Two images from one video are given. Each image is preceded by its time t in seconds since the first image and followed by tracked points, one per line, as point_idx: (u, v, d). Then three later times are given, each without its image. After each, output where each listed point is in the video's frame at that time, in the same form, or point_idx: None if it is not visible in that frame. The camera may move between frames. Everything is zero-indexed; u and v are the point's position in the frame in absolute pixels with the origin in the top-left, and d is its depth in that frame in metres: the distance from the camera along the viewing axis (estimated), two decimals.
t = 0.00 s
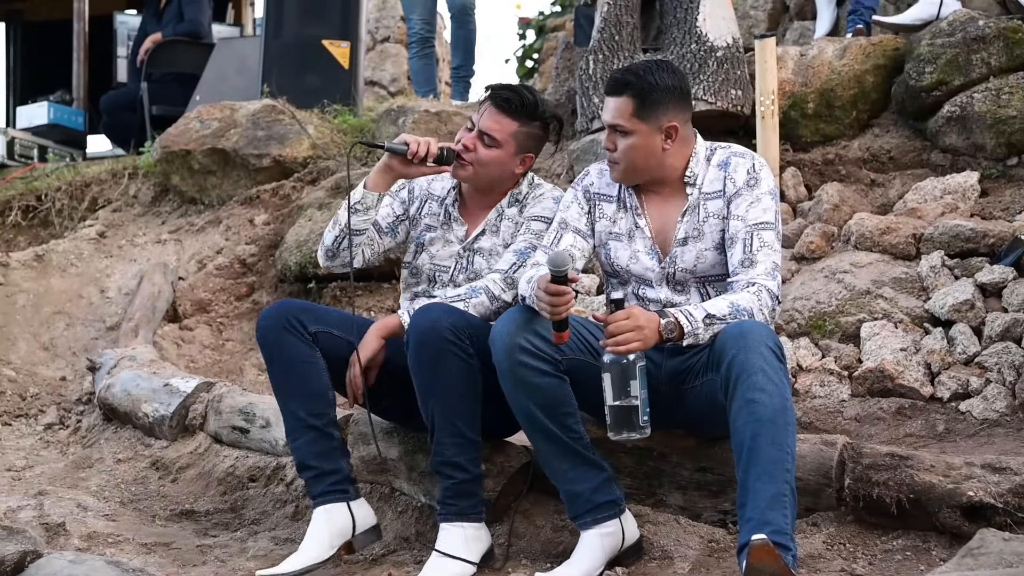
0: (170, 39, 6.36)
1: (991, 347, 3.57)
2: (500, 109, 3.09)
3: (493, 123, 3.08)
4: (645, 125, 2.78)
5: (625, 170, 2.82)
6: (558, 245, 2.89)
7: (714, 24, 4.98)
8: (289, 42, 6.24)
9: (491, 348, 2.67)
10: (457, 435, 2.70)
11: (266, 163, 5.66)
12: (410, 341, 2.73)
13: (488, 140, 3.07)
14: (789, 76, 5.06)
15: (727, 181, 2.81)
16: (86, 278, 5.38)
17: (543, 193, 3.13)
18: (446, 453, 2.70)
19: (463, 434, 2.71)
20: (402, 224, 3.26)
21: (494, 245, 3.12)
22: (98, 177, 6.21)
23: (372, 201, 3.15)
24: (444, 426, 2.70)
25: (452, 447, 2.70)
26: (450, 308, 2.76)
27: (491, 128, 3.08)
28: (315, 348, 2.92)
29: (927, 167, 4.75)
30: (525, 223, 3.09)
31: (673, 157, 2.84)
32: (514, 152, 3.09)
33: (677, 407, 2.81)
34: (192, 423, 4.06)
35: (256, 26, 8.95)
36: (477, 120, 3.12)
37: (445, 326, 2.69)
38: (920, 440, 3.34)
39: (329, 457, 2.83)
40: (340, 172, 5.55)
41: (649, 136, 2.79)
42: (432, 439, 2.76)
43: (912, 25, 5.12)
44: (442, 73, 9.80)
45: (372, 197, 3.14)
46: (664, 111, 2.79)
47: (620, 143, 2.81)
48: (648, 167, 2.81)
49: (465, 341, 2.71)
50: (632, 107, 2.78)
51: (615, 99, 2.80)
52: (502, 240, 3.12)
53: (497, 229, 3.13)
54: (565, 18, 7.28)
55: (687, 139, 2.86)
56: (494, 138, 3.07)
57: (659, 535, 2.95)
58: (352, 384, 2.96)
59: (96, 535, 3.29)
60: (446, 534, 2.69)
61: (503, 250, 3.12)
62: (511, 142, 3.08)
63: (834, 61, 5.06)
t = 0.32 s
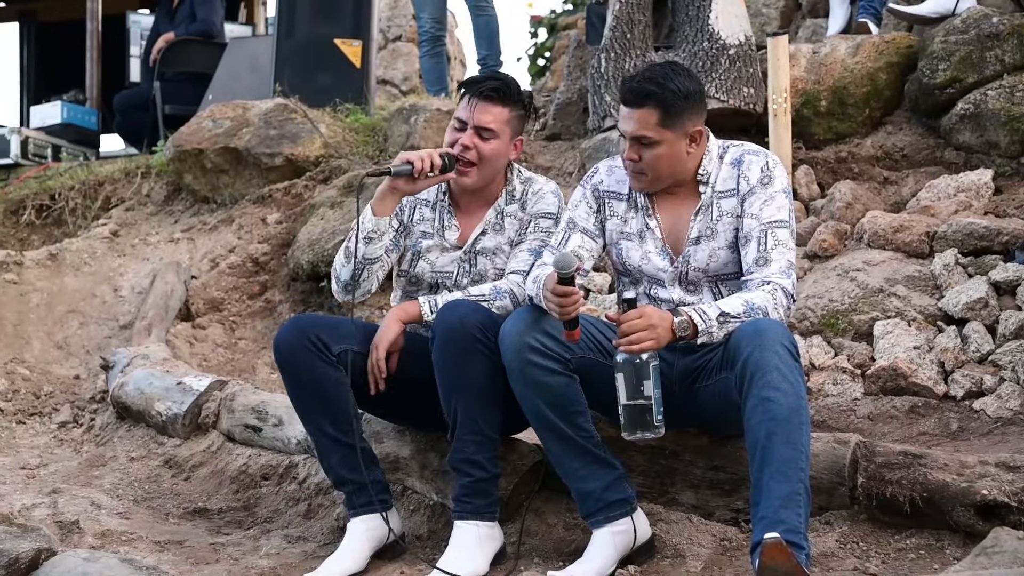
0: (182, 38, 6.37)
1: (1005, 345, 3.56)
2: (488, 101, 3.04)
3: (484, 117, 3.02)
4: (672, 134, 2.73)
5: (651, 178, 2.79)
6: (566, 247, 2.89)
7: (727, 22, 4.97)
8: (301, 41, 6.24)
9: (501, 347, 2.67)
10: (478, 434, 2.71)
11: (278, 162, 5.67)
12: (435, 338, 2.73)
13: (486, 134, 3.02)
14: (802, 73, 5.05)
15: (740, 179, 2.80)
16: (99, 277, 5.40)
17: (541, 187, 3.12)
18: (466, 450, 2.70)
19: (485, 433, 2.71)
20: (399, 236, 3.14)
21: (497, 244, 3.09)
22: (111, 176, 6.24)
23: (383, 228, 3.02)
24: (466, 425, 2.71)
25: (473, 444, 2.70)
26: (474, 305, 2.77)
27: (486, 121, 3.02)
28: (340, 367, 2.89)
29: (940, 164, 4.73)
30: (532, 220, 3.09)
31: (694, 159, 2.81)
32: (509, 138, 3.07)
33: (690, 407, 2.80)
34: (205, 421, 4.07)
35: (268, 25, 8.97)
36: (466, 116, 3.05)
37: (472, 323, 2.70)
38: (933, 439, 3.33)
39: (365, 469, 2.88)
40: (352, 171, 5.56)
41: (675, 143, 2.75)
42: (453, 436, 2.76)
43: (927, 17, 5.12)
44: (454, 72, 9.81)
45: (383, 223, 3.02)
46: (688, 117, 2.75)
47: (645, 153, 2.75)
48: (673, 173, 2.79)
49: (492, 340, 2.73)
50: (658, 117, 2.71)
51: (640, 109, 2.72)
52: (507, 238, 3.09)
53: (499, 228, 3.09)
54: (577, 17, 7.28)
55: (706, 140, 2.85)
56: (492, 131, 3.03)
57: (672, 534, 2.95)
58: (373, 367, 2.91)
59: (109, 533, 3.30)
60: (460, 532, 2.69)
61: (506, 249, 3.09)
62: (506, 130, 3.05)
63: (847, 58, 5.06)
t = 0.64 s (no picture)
0: (195, 39, 6.40)
1: (1021, 345, 3.54)
2: (444, 94, 3.04)
3: (446, 110, 3.02)
4: (699, 134, 2.71)
5: (678, 179, 2.77)
6: (580, 246, 2.90)
7: (740, 21, 4.95)
8: (313, 41, 6.26)
9: (514, 347, 2.67)
10: (489, 434, 2.71)
11: (291, 162, 5.69)
12: (446, 339, 2.73)
13: (452, 127, 3.02)
14: (815, 72, 5.04)
15: (755, 178, 2.79)
16: (114, 277, 5.42)
17: (529, 178, 3.13)
18: (478, 451, 2.70)
19: (495, 433, 2.71)
20: (393, 246, 3.12)
21: (494, 243, 3.08)
22: (125, 177, 6.27)
23: (374, 245, 2.99)
24: (478, 426, 2.71)
25: (484, 444, 2.70)
26: (485, 305, 2.77)
27: (448, 116, 3.02)
28: (352, 370, 2.89)
29: (955, 163, 4.71)
30: (529, 214, 3.08)
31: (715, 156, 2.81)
32: (477, 127, 3.06)
33: (705, 407, 2.79)
34: (218, 421, 4.08)
35: (281, 26, 8.98)
36: (428, 115, 3.05)
37: (484, 323, 2.70)
38: (947, 439, 3.31)
39: (377, 470, 2.88)
40: (364, 171, 5.57)
41: (701, 143, 2.73)
42: (464, 436, 2.76)
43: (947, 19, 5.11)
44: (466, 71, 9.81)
45: (374, 240, 2.99)
46: (713, 116, 2.73)
47: (673, 156, 2.73)
48: (697, 172, 2.77)
49: (504, 342, 2.73)
50: (686, 119, 2.69)
51: (666, 111, 2.68)
52: (502, 236, 3.09)
53: (493, 226, 3.09)
54: (589, 16, 7.28)
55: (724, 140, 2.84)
56: (456, 123, 3.02)
57: (685, 534, 2.94)
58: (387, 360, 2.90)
59: (124, 532, 3.31)
60: (473, 529, 2.69)
61: (503, 247, 3.09)
62: (472, 118, 3.04)
63: (860, 57, 5.04)
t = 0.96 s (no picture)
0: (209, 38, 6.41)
1: None
2: (436, 89, 3.05)
3: (439, 105, 3.03)
4: (718, 134, 2.71)
5: (696, 181, 2.76)
6: (594, 245, 2.90)
7: (753, 19, 4.94)
8: (325, 40, 6.26)
9: (527, 345, 2.67)
10: (504, 432, 2.71)
11: (304, 161, 5.70)
12: (459, 336, 2.74)
13: (448, 121, 3.04)
14: (829, 70, 5.03)
15: (770, 178, 2.78)
16: (127, 276, 5.43)
17: (532, 172, 3.12)
18: (493, 448, 2.70)
19: (509, 430, 2.71)
20: (399, 246, 3.12)
21: (500, 238, 3.09)
22: (138, 176, 6.29)
23: (383, 243, 2.98)
24: (493, 424, 2.71)
25: (499, 442, 2.70)
26: (498, 303, 2.77)
27: (444, 110, 3.03)
28: (365, 369, 2.89)
29: (969, 161, 4.70)
30: (534, 208, 3.08)
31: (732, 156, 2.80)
32: (472, 119, 3.08)
33: (718, 406, 2.79)
34: (232, 419, 4.09)
35: (293, 25, 9.00)
36: (422, 113, 3.06)
37: (497, 321, 2.70)
38: (963, 437, 3.29)
39: (391, 469, 2.89)
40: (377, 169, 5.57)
41: (720, 144, 2.73)
42: (479, 434, 2.76)
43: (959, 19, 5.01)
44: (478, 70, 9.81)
45: (383, 239, 2.98)
46: (730, 116, 2.73)
47: (692, 158, 2.73)
48: (716, 174, 2.77)
49: (517, 339, 2.73)
50: (704, 120, 2.69)
51: (684, 114, 2.68)
52: (508, 231, 3.09)
53: (498, 221, 3.09)
54: (602, 15, 7.27)
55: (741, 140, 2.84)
56: (451, 117, 3.04)
57: (698, 532, 2.94)
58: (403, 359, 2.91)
59: (138, 531, 3.32)
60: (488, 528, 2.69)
61: (510, 242, 3.09)
62: (466, 111, 3.06)
63: (874, 55, 5.02)
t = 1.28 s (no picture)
0: (216, 39, 6.42)
1: None
2: (425, 89, 3.07)
3: (432, 104, 3.06)
4: (728, 131, 2.72)
5: (709, 179, 2.77)
6: (601, 245, 2.90)
7: (761, 18, 4.94)
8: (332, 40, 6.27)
9: (535, 344, 2.68)
10: (513, 430, 2.70)
11: (311, 161, 5.72)
12: (471, 335, 2.74)
13: (441, 119, 3.06)
14: (836, 70, 5.02)
15: (778, 177, 2.78)
16: (134, 276, 5.44)
17: (518, 166, 3.18)
18: (503, 447, 2.70)
19: (519, 428, 2.71)
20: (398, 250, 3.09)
21: (501, 232, 3.12)
22: (146, 176, 6.30)
23: (391, 238, 2.99)
24: (503, 423, 2.71)
25: (508, 440, 2.70)
26: (508, 301, 2.78)
27: (437, 109, 3.06)
28: (377, 369, 2.88)
29: (976, 160, 4.70)
30: (545, 201, 3.13)
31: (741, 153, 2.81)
32: (460, 118, 3.12)
33: (726, 405, 2.78)
34: (239, 419, 4.09)
35: (300, 25, 9.01)
36: (413, 112, 3.07)
37: (507, 319, 2.70)
38: (970, 437, 3.28)
39: (399, 470, 2.89)
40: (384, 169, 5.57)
41: (731, 142, 2.74)
42: (489, 433, 2.76)
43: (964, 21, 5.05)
44: (485, 70, 9.81)
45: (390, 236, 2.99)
46: (738, 113, 2.74)
47: (703, 155, 2.73)
48: (726, 172, 2.78)
49: (527, 337, 2.73)
50: (714, 116, 2.69)
51: (695, 111, 2.68)
52: (510, 226, 3.13)
53: (499, 216, 3.13)
54: (608, 15, 7.28)
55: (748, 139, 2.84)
56: (444, 115, 3.07)
57: (705, 532, 2.94)
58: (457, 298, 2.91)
59: (146, 531, 3.32)
60: (497, 527, 2.69)
61: (513, 236, 3.13)
62: (455, 110, 3.10)
63: (881, 54, 5.02)
